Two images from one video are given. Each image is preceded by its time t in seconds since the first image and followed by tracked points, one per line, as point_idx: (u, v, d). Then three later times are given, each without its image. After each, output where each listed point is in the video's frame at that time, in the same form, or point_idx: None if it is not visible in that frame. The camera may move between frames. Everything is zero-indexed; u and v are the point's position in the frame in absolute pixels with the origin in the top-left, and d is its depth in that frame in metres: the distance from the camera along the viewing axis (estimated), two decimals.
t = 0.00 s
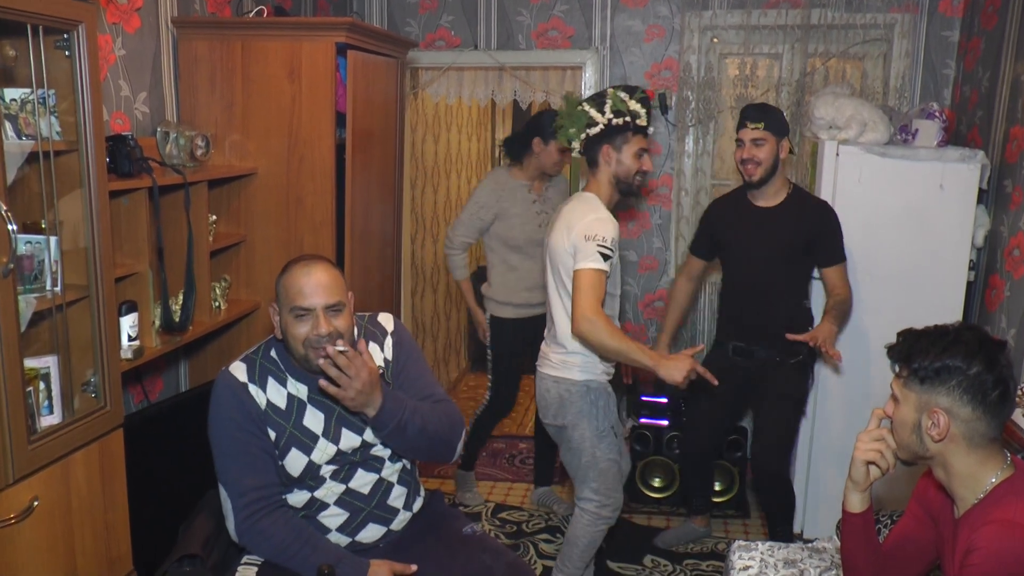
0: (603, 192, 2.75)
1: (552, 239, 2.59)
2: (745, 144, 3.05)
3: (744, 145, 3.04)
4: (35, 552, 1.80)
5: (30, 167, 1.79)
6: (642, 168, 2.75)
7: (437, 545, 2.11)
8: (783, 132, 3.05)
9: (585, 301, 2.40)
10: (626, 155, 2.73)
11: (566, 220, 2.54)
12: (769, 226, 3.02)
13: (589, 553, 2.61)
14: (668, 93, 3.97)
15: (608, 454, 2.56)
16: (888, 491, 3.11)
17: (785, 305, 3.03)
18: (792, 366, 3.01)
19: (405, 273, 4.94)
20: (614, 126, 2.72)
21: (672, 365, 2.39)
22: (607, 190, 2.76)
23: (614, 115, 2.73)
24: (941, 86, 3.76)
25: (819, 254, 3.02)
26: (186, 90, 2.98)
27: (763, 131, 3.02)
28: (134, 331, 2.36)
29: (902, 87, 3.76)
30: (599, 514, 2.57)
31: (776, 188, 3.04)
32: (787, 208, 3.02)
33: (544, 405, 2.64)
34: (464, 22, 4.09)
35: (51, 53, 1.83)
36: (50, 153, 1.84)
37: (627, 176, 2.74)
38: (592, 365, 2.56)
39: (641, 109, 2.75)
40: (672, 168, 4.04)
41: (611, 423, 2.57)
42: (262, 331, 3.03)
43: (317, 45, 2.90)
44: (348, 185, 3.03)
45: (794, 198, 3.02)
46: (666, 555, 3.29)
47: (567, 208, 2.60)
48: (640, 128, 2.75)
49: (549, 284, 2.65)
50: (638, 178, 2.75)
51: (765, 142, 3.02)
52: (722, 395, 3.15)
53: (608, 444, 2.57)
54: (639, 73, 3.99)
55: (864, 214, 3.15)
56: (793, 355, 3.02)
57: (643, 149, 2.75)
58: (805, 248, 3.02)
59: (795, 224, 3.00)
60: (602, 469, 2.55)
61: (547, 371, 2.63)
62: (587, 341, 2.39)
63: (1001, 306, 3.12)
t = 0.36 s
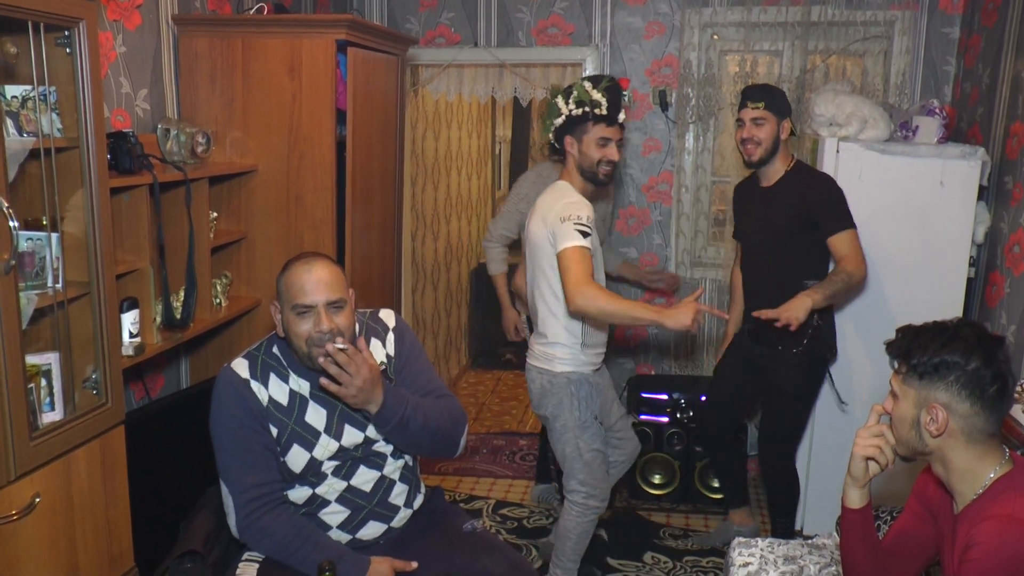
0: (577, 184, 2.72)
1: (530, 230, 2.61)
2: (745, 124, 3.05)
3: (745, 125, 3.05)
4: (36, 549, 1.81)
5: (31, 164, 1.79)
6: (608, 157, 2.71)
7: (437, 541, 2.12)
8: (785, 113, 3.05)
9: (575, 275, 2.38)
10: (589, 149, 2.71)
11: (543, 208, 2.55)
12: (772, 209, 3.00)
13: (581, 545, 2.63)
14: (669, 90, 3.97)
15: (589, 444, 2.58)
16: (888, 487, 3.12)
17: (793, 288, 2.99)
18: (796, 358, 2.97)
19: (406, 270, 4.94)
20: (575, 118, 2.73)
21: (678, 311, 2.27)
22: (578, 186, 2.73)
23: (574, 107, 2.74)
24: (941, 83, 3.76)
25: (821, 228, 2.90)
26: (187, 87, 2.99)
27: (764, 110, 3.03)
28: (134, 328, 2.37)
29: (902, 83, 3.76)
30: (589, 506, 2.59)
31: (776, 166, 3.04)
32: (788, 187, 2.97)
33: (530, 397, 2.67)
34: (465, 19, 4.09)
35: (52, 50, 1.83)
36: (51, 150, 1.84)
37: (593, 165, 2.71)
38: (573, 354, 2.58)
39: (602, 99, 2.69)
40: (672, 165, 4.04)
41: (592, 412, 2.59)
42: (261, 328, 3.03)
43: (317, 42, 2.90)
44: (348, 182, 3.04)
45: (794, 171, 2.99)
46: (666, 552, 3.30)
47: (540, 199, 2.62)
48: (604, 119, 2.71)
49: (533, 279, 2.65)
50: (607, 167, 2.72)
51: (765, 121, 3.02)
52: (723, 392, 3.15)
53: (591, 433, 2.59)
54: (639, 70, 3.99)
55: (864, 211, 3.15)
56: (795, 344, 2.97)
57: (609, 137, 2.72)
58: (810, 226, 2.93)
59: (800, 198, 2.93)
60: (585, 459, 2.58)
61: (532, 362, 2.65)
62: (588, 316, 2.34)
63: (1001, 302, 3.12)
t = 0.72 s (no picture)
0: (555, 192, 2.76)
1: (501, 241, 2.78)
2: (746, 138, 3.07)
3: (746, 139, 3.07)
4: (36, 549, 1.82)
5: (29, 165, 1.79)
6: (583, 159, 2.74)
7: (436, 540, 2.12)
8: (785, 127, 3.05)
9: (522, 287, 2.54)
10: (564, 155, 2.75)
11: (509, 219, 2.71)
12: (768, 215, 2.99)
13: (569, 535, 2.68)
14: (666, 90, 3.97)
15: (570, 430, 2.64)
16: (885, 485, 3.13)
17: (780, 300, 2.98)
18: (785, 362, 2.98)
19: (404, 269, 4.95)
20: (549, 124, 2.80)
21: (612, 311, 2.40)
22: (557, 188, 2.76)
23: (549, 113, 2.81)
24: (938, 81, 3.77)
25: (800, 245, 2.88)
26: (185, 88, 2.99)
27: (764, 124, 3.04)
28: (133, 329, 2.38)
29: (898, 81, 3.77)
30: (571, 490, 2.64)
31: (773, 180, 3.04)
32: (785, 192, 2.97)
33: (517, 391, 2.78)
34: (462, 19, 4.09)
35: (50, 51, 1.84)
36: (49, 151, 1.85)
37: (566, 168, 2.75)
38: (543, 346, 2.66)
39: (571, 104, 2.76)
40: (670, 164, 4.04)
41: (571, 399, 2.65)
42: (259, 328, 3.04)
43: (314, 43, 2.90)
44: (346, 182, 3.04)
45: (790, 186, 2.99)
46: (665, 550, 3.31)
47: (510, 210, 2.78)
48: (576, 123, 2.78)
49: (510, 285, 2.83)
50: (582, 170, 2.75)
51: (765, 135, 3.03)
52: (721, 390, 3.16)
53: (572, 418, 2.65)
54: (636, 70, 4.00)
55: (861, 209, 3.16)
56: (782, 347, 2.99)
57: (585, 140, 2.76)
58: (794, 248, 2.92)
59: (793, 215, 2.90)
60: (566, 444, 2.63)
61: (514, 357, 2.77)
62: (536, 323, 2.49)
63: (997, 300, 3.13)
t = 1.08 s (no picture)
0: (540, 182, 2.89)
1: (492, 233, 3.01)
2: (750, 131, 3.02)
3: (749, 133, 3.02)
4: (38, 549, 1.82)
5: (30, 166, 1.80)
6: (561, 144, 2.86)
7: (437, 541, 2.13)
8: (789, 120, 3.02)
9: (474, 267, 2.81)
10: (544, 140, 2.87)
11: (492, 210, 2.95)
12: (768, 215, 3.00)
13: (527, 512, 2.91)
14: (666, 90, 3.97)
15: (542, 416, 2.83)
16: (886, 486, 3.13)
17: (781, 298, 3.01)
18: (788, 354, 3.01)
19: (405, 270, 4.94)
20: (530, 111, 2.94)
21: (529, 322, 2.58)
22: (543, 177, 2.89)
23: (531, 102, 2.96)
24: (938, 82, 3.77)
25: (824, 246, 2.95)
26: (185, 89, 2.99)
27: (767, 117, 2.99)
28: (133, 330, 2.38)
29: (899, 83, 3.78)
30: (545, 471, 2.83)
31: (782, 173, 3.00)
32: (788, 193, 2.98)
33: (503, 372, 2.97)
34: (462, 20, 4.09)
35: (51, 52, 1.84)
36: (50, 152, 1.85)
37: (546, 154, 2.87)
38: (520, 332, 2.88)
39: (549, 91, 2.89)
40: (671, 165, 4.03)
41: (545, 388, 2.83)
42: (260, 328, 3.04)
43: (315, 44, 2.91)
44: (346, 184, 3.04)
45: (800, 181, 2.98)
46: (665, 551, 3.31)
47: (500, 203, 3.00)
48: (552, 110, 2.89)
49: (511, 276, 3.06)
50: (562, 154, 2.86)
51: (769, 129, 2.98)
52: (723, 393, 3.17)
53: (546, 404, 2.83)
54: (636, 71, 4.00)
55: (862, 210, 3.16)
56: (787, 338, 3.01)
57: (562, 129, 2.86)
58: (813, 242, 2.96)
59: (796, 214, 2.93)
60: (541, 429, 2.82)
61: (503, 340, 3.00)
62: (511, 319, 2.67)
63: (998, 301, 3.14)
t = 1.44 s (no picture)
0: (520, 189, 2.92)
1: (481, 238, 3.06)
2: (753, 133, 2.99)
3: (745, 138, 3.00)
4: (41, 548, 1.82)
5: (33, 166, 1.80)
6: (537, 149, 2.89)
7: (439, 541, 2.13)
8: (792, 123, 2.94)
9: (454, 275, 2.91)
10: (522, 145, 2.91)
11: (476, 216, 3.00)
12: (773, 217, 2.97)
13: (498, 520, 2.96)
14: (669, 91, 3.97)
15: (501, 428, 2.91)
16: (888, 488, 3.13)
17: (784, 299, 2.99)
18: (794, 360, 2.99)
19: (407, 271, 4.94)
20: (511, 117, 2.97)
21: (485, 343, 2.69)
22: (522, 184, 2.91)
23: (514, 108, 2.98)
24: (941, 84, 3.77)
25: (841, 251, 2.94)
26: (188, 88, 3.00)
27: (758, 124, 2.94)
28: (136, 330, 2.38)
29: (901, 85, 3.77)
30: (495, 481, 2.90)
31: (792, 177, 2.96)
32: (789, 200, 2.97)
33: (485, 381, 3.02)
34: (465, 21, 4.10)
35: (56, 52, 1.85)
36: (54, 152, 1.85)
37: (524, 159, 2.89)
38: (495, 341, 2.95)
39: (527, 96, 2.92)
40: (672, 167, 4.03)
41: (512, 402, 2.90)
42: (260, 328, 3.04)
43: (318, 44, 2.91)
44: (348, 185, 3.05)
45: (813, 188, 2.94)
46: (667, 552, 3.31)
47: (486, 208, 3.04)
48: (530, 115, 2.93)
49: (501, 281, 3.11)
50: (539, 159, 2.88)
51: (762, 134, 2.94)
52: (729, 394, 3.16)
53: (506, 417, 2.90)
54: (639, 72, 4.00)
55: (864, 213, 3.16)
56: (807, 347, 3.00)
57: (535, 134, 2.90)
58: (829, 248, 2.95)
59: (798, 217, 2.93)
60: (497, 441, 2.91)
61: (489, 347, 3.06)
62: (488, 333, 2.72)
63: (1001, 303, 3.13)
